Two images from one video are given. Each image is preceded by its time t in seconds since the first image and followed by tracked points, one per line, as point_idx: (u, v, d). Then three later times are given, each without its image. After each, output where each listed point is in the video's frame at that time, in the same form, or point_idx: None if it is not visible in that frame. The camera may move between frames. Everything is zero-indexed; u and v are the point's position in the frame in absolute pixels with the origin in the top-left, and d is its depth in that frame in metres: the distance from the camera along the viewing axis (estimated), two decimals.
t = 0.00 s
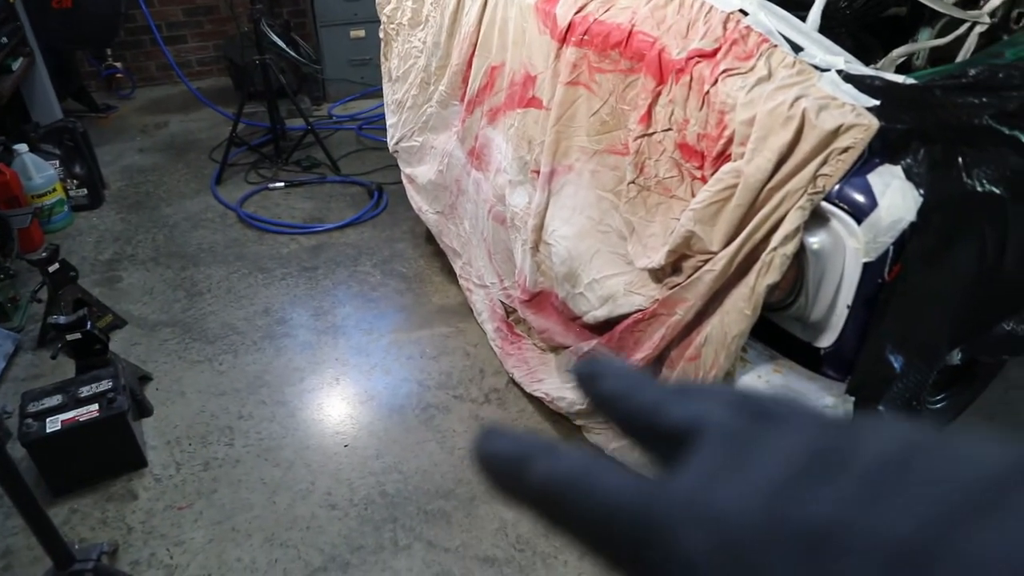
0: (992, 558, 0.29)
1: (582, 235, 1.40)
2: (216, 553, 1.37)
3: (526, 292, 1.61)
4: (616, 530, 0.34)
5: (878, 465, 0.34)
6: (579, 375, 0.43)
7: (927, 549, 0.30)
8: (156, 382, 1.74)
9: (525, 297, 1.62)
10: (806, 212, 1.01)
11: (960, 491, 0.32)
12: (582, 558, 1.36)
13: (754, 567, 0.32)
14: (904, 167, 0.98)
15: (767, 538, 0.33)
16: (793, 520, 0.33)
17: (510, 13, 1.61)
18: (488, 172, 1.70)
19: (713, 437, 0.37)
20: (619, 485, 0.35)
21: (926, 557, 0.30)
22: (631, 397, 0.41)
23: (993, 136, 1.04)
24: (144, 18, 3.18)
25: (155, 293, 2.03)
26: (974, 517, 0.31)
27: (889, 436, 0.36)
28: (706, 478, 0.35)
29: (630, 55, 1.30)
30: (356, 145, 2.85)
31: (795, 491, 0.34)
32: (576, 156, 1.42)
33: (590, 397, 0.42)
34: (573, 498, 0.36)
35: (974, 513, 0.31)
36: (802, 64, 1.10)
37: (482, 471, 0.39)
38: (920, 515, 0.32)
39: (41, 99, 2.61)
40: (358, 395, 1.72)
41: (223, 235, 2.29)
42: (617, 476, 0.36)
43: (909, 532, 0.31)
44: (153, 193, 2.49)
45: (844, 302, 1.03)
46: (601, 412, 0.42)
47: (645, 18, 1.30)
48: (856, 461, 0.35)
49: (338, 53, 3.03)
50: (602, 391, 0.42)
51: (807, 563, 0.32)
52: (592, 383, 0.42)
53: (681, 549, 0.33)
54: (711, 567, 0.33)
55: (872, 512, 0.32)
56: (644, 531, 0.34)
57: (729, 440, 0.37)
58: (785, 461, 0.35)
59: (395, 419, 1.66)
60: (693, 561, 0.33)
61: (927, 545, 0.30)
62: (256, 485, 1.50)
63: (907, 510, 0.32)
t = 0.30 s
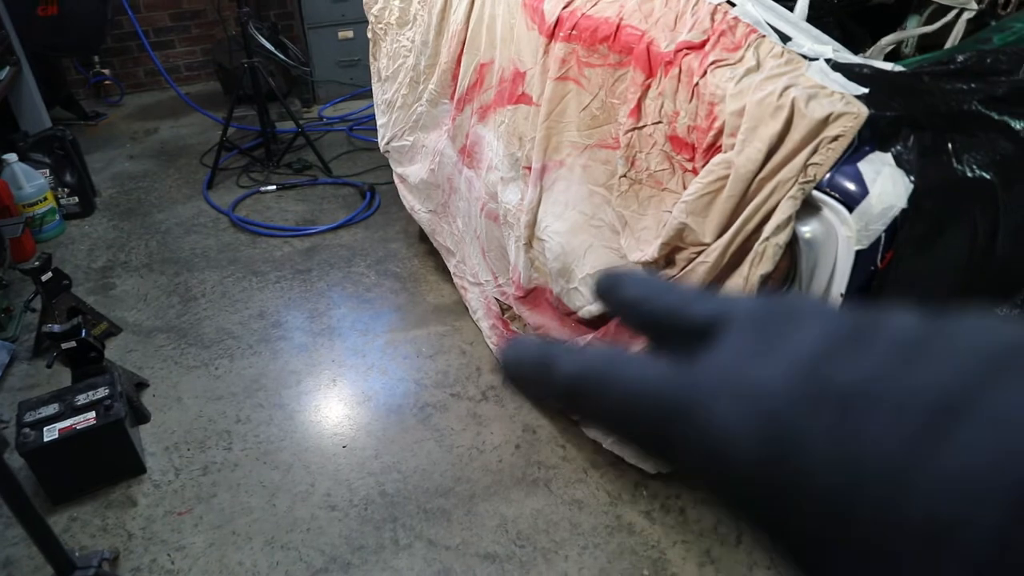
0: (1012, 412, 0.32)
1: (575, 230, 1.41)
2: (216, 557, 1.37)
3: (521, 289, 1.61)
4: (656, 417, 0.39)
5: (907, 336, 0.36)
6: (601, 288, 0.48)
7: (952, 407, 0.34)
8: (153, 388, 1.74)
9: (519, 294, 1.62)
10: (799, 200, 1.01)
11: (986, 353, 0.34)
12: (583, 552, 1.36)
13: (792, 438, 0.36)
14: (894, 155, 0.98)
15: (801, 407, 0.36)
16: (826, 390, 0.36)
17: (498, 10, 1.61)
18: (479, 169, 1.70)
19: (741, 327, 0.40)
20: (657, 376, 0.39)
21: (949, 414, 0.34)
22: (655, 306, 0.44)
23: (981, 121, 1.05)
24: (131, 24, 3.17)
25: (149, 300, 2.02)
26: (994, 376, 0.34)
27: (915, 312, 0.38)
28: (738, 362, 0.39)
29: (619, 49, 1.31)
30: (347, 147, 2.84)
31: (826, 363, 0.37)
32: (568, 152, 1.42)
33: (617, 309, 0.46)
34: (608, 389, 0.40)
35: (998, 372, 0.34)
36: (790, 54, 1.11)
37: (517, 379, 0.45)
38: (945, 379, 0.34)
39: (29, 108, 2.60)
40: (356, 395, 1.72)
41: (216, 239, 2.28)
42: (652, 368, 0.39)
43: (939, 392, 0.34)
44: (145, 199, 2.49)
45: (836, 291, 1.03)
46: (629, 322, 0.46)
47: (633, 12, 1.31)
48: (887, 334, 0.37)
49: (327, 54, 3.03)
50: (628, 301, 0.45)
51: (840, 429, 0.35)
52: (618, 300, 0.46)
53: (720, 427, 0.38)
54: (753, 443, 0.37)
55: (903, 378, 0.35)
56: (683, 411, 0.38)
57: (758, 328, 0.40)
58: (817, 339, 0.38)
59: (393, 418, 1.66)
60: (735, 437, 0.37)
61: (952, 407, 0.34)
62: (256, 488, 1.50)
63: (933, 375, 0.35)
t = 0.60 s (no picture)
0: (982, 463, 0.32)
1: (572, 228, 1.41)
2: (211, 553, 1.37)
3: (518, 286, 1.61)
4: (645, 456, 0.38)
5: (887, 385, 0.36)
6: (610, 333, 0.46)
7: (922, 451, 0.33)
8: (148, 384, 1.74)
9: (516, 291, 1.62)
10: (795, 199, 1.01)
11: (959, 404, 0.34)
12: (578, 549, 1.36)
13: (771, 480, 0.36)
14: (890, 154, 0.99)
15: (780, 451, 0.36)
16: (804, 434, 0.36)
17: (496, 7, 1.61)
18: (476, 167, 1.70)
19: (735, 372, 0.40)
20: (647, 415, 0.39)
21: (920, 462, 0.33)
22: (659, 351, 0.43)
23: (977, 121, 1.05)
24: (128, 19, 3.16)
25: (145, 295, 2.02)
26: (968, 430, 0.33)
27: (902, 361, 0.38)
28: (727, 404, 0.38)
29: (617, 47, 1.31)
30: (344, 143, 2.84)
31: (808, 411, 0.37)
32: (565, 149, 1.42)
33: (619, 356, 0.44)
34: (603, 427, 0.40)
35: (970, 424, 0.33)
36: (788, 52, 1.11)
37: (522, 412, 0.43)
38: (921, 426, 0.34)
39: (26, 102, 2.60)
40: (351, 392, 1.72)
41: (213, 235, 2.28)
42: (647, 416, 0.39)
43: (910, 438, 0.34)
44: (141, 194, 2.48)
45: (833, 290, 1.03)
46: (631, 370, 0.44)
47: (630, 9, 1.31)
48: (866, 380, 0.37)
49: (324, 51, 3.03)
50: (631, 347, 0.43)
51: (818, 471, 0.35)
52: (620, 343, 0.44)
53: (705, 469, 0.37)
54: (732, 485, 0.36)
55: (878, 423, 0.35)
56: (669, 452, 0.38)
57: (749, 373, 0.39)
58: (802, 383, 0.38)
59: (389, 415, 1.66)
60: (716, 479, 0.37)
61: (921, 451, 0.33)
62: (251, 484, 1.50)
63: (909, 418, 0.34)
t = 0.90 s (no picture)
0: (983, 511, 0.33)
1: (569, 228, 1.40)
2: (208, 553, 1.36)
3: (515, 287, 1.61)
4: (632, 497, 0.38)
5: (877, 428, 0.37)
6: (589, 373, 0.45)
7: (915, 508, 0.34)
8: (144, 383, 1.73)
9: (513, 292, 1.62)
10: (793, 200, 1.01)
11: (955, 446, 0.35)
12: (575, 550, 1.36)
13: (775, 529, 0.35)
14: (887, 155, 0.99)
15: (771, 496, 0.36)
16: (796, 480, 0.36)
17: (494, 7, 1.61)
18: (474, 166, 1.70)
19: (728, 412, 0.40)
20: (647, 455, 0.38)
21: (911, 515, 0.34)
22: (645, 388, 0.42)
23: (974, 122, 1.05)
24: (125, 17, 3.15)
25: (142, 294, 2.02)
26: (956, 480, 0.34)
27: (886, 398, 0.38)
28: (718, 446, 0.38)
29: (615, 47, 1.31)
30: (341, 142, 2.84)
31: (798, 456, 0.37)
32: (562, 150, 1.42)
33: (597, 393, 0.43)
34: (597, 464, 0.39)
35: (968, 466, 0.34)
36: (785, 53, 1.11)
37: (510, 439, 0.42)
38: (919, 467, 0.35)
39: (22, 100, 2.59)
40: (348, 393, 1.72)
41: (209, 234, 2.27)
42: (636, 455, 0.39)
43: (907, 488, 0.34)
44: (138, 193, 2.48)
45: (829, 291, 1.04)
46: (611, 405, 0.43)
47: (628, 10, 1.31)
48: (855, 417, 0.37)
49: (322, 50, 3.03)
50: (617, 383, 0.42)
51: (813, 521, 0.35)
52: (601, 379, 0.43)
53: (696, 512, 0.37)
54: (724, 528, 0.36)
55: (870, 469, 0.35)
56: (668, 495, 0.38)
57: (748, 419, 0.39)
58: (791, 427, 0.38)
59: (386, 416, 1.65)
60: (706, 523, 0.37)
61: (919, 504, 0.34)
62: (247, 485, 1.50)
63: (898, 470, 0.35)
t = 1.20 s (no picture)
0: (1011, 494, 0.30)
1: (566, 235, 1.40)
2: (204, 563, 1.36)
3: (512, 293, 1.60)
4: (608, 467, 0.35)
5: (878, 398, 0.35)
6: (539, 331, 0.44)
7: (940, 499, 0.31)
8: (141, 392, 1.73)
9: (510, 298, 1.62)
10: (789, 206, 1.01)
11: (980, 424, 0.32)
12: (573, 557, 1.36)
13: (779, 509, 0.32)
14: (884, 161, 0.98)
15: (760, 475, 0.33)
16: (787, 455, 0.33)
17: (490, 14, 1.61)
18: (470, 173, 1.70)
19: (695, 372, 0.38)
20: (606, 407, 0.37)
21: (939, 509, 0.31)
22: (601, 344, 0.40)
23: (970, 128, 1.05)
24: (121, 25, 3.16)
25: (138, 303, 2.01)
26: (979, 472, 0.31)
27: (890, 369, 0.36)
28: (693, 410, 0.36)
29: (611, 54, 1.31)
30: (338, 149, 2.84)
31: (790, 431, 0.34)
32: (558, 157, 1.42)
33: (552, 349, 0.42)
34: (552, 425, 0.37)
35: (984, 452, 0.31)
36: (781, 60, 1.11)
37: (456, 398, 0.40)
38: (950, 437, 0.32)
39: (18, 108, 2.59)
40: (345, 400, 1.71)
41: (206, 242, 2.27)
42: (608, 416, 0.36)
43: (928, 471, 0.32)
44: (134, 201, 2.47)
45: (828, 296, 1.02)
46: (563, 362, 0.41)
47: (624, 17, 1.31)
48: (857, 390, 0.35)
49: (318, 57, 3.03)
50: (571, 342, 0.41)
51: (812, 503, 0.32)
52: (556, 334, 0.42)
53: (667, 486, 0.34)
54: (707, 509, 0.33)
55: (881, 448, 0.33)
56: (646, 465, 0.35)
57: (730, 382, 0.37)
58: (778, 396, 0.36)
59: (383, 424, 1.65)
60: (681, 503, 0.33)
61: (943, 492, 0.31)
62: (244, 493, 1.49)
63: (911, 456, 0.32)
